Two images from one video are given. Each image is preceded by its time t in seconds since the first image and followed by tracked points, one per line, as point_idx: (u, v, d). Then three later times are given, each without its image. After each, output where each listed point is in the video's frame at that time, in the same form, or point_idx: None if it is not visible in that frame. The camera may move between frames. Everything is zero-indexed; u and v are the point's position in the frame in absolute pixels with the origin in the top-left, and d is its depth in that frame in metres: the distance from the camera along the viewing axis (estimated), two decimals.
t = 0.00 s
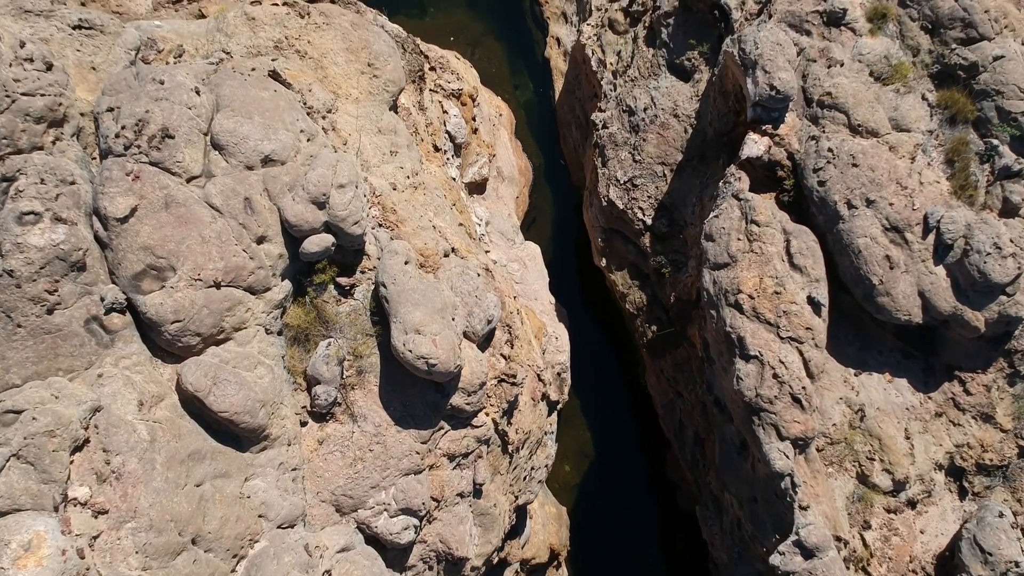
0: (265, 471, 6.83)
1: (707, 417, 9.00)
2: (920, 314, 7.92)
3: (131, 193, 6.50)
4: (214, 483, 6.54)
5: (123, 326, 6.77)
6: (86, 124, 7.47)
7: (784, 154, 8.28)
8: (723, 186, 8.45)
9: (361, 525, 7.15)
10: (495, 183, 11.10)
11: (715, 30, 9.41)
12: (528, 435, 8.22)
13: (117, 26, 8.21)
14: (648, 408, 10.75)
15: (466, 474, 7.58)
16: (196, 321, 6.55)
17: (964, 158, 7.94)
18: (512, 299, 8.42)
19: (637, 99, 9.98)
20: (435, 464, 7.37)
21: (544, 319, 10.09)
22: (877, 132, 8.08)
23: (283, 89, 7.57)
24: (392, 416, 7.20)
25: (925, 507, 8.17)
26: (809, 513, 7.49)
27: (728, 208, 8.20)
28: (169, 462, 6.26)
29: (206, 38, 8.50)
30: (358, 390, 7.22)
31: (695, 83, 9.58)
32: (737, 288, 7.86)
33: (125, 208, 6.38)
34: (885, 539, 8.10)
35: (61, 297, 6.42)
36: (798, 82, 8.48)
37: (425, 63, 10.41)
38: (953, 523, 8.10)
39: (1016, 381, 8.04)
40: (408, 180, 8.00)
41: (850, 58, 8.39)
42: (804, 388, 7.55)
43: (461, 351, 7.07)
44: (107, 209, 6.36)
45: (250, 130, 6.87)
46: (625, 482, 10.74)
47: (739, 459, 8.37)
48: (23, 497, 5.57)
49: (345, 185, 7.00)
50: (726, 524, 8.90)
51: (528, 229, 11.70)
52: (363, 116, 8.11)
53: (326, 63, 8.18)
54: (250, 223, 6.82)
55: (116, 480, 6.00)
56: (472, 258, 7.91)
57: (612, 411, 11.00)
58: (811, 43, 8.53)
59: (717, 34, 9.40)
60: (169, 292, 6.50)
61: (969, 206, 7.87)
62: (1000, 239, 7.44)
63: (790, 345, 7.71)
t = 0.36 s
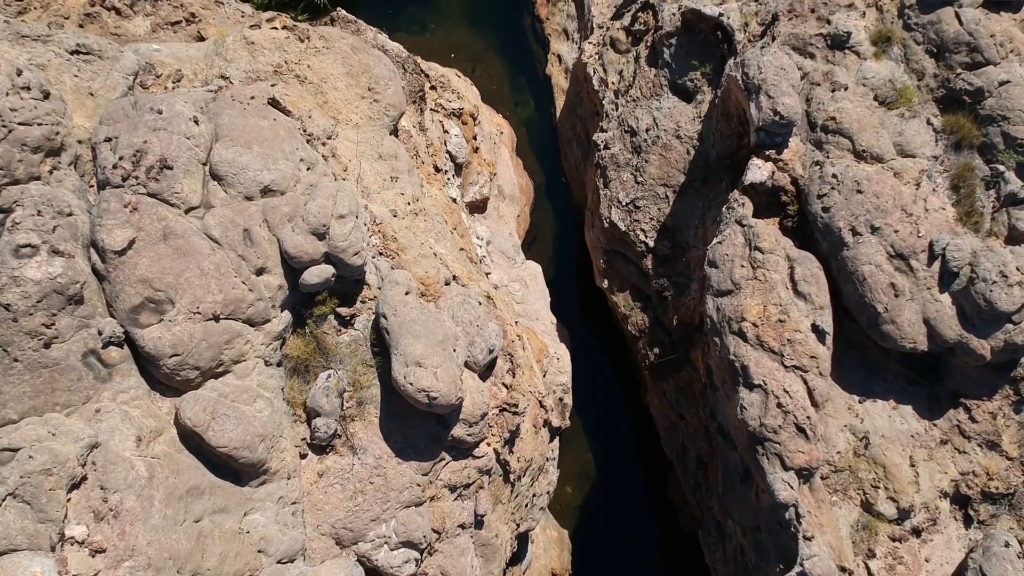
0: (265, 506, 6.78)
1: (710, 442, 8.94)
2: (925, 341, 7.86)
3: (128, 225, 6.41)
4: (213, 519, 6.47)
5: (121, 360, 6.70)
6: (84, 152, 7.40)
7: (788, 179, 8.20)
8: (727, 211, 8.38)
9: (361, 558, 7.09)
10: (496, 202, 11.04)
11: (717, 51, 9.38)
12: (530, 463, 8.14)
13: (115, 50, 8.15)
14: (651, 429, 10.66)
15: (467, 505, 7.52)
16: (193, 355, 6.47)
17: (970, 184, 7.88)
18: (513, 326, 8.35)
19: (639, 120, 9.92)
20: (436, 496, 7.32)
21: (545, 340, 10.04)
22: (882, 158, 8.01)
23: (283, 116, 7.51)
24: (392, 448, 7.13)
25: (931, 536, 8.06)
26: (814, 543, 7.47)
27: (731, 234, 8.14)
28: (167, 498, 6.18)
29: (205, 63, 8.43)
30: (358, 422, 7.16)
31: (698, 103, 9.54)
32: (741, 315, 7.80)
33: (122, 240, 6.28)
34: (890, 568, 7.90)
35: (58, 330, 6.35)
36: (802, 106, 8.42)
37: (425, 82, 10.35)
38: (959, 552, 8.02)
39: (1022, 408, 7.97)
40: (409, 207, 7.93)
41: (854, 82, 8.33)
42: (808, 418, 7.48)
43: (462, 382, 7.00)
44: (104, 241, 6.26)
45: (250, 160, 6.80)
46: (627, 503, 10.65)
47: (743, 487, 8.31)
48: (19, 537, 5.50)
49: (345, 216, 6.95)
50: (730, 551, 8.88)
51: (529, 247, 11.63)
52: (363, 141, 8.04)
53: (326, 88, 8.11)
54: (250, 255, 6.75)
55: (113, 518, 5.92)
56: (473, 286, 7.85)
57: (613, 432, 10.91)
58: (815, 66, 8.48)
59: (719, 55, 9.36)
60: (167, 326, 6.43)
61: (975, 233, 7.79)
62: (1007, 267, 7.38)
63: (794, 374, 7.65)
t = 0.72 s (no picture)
0: (265, 541, 6.70)
1: (712, 468, 8.89)
2: (930, 370, 7.80)
3: (127, 259, 6.37)
4: (212, 556, 6.43)
5: (119, 396, 6.63)
6: (82, 181, 7.34)
7: (791, 206, 8.15)
8: (730, 238, 8.35)
9: None
10: (497, 222, 11.00)
11: (719, 73, 9.32)
12: (531, 491, 8.11)
13: (114, 76, 8.10)
14: (652, 450, 10.59)
15: (469, 537, 7.49)
16: (193, 391, 6.42)
17: (974, 213, 7.83)
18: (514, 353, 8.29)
19: (641, 142, 9.87)
20: (437, 528, 7.28)
21: (546, 362, 10.01)
22: (885, 185, 7.95)
23: (283, 145, 7.47)
24: (393, 481, 7.09)
25: (935, 565, 8.01)
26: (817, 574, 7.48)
27: (734, 261, 8.10)
28: (166, 536, 6.17)
29: (204, 89, 8.38)
30: (359, 454, 7.11)
31: (699, 126, 9.47)
32: (744, 344, 7.75)
33: (121, 275, 6.25)
34: None
35: (57, 366, 6.30)
36: (805, 131, 8.38)
37: (425, 103, 10.30)
38: None
39: None
40: (409, 234, 7.89)
41: (857, 108, 8.27)
42: (812, 449, 7.42)
43: (463, 415, 6.94)
44: (103, 276, 6.24)
45: (249, 193, 6.76)
46: (629, 524, 10.59)
47: (746, 516, 8.27)
48: None
49: (345, 248, 6.90)
50: None
51: (530, 267, 11.57)
52: (363, 168, 7.99)
53: (326, 114, 8.06)
54: (249, 288, 6.70)
55: (111, 557, 5.91)
56: (474, 314, 7.81)
57: (615, 453, 10.84)
58: (818, 91, 8.44)
59: (721, 77, 9.31)
60: (166, 361, 6.38)
61: (979, 261, 7.74)
62: (1011, 297, 7.34)
63: (798, 405, 7.59)
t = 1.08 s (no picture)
0: (266, 572, 6.62)
1: (715, 491, 8.88)
2: (933, 396, 7.78)
3: (128, 289, 6.35)
4: None
5: (121, 426, 6.62)
6: (83, 208, 7.32)
7: (794, 230, 8.15)
8: (732, 261, 8.35)
9: None
10: (498, 240, 10.99)
11: (721, 94, 9.31)
12: (534, 516, 8.11)
13: (114, 100, 8.10)
14: (655, 469, 10.58)
15: (471, 564, 7.52)
16: (195, 422, 6.40)
17: (978, 238, 7.81)
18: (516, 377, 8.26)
19: (643, 161, 9.86)
20: (440, 556, 7.28)
21: (548, 381, 10.00)
22: (889, 210, 7.93)
23: (285, 171, 7.49)
24: (395, 510, 7.07)
25: None
26: None
27: (737, 286, 8.09)
28: (168, 569, 6.17)
29: (206, 113, 8.33)
30: (362, 483, 7.08)
31: (701, 146, 9.45)
32: (747, 371, 7.73)
33: (122, 306, 6.23)
34: None
35: (58, 398, 6.27)
36: (808, 154, 8.34)
37: (427, 121, 10.29)
38: None
39: None
40: (411, 259, 7.88)
41: (860, 131, 8.26)
42: (816, 476, 7.41)
43: (466, 444, 6.92)
44: (104, 306, 6.22)
45: (251, 222, 6.74)
46: (632, 545, 10.53)
47: (749, 541, 8.26)
48: None
49: (347, 276, 6.88)
50: None
51: (532, 284, 11.56)
52: (366, 193, 7.99)
53: (328, 138, 8.05)
54: (251, 318, 6.68)
55: None
56: (476, 340, 7.79)
57: (617, 472, 10.81)
58: (821, 113, 8.41)
59: (723, 98, 9.30)
60: (167, 393, 6.35)
61: (983, 287, 7.72)
62: (1015, 323, 7.30)
63: (801, 431, 7.58)
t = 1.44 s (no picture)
0: None
1: (718, 513, 8.87)
2: (938, 421, 7.76)
3: (131, 319, 6.35)
4: None
5: (124, 457, 6.62)
6: (86, 235, 7.30)
7: (798, 254, 8.13)
8: (736, 285, 8.34)
9: None
10: (500, 257, 10.98)
11: (724, 114, 9.31)
12: (537, 541, 8.10)
13: (117, 125, 8.11)
14: (657, 486, 10.56)
15: None
16: (198, 453, 6.38)
17: (983, 262, 7.79)
18: (519, 401, 8.25)
19: (646, 181, 9.86)
20: None
21: (551, 400, 10.01)
22: (893, 235, 7.90)
23: (288, 198, 7.46)
24: (398, 538, 7.06)
25: None
26: None
27: (741, 310, 8.08)
28: None
29: (208, 136, 8.37)
30: (365, 511, 7.10)
31: (705, 166, 9.41)
32: (751, 397, 7.72)
33: (125, 336, 6.23)
34: None
35: (60, 428, 6.26)
36: (812, 177, 8.31)
37: (430, 139, 10.32)
38: None
39: None
40: (414, 284, 7.86)
41: (864, 154, 8.25)
42: (820, 502, 7.40)
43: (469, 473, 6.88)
44: (107, 337, 6.21)
45: (254, 251, 6.72)
46: (635, 562, 10.50)
47: (753, 565, 8.24)
48: None
49: (351, 305, 6.85)
50: None
51: (534, 302, 11.54)
52: (369, 218, 7.97)
53: (331, 162, 8.04)
54: (254, 347, 6.66)
55: None
56: (480, 365, 7.77)
57: (620, 490, 10.80)
58: (825, 136, 8.38)
59: (726, 118, 9.28)
60: (170, 424, 6.34)
61: (988, 312, 7.69)
62: (1021, 349, 7.23)
63: (805, 457, 7.58)
